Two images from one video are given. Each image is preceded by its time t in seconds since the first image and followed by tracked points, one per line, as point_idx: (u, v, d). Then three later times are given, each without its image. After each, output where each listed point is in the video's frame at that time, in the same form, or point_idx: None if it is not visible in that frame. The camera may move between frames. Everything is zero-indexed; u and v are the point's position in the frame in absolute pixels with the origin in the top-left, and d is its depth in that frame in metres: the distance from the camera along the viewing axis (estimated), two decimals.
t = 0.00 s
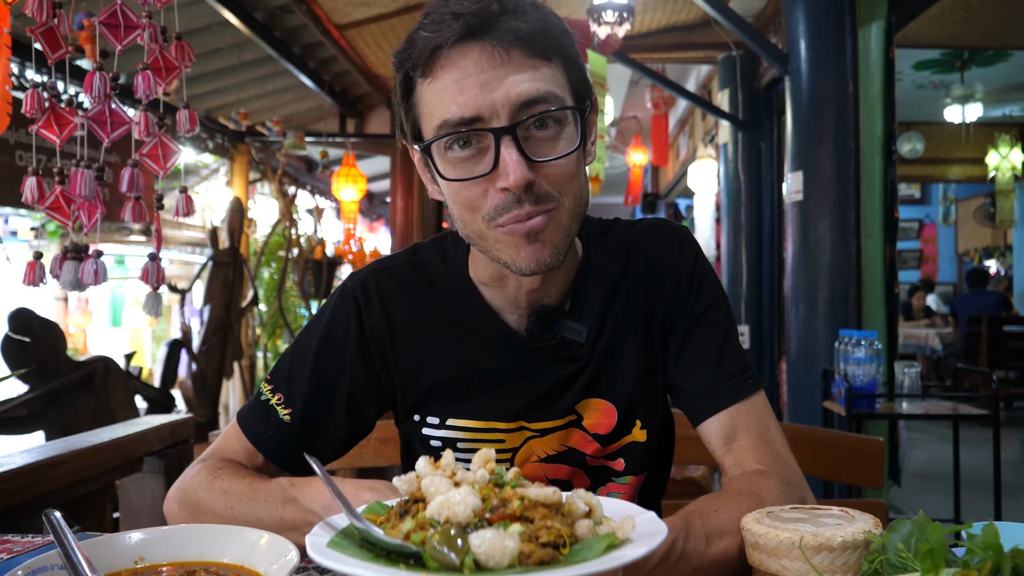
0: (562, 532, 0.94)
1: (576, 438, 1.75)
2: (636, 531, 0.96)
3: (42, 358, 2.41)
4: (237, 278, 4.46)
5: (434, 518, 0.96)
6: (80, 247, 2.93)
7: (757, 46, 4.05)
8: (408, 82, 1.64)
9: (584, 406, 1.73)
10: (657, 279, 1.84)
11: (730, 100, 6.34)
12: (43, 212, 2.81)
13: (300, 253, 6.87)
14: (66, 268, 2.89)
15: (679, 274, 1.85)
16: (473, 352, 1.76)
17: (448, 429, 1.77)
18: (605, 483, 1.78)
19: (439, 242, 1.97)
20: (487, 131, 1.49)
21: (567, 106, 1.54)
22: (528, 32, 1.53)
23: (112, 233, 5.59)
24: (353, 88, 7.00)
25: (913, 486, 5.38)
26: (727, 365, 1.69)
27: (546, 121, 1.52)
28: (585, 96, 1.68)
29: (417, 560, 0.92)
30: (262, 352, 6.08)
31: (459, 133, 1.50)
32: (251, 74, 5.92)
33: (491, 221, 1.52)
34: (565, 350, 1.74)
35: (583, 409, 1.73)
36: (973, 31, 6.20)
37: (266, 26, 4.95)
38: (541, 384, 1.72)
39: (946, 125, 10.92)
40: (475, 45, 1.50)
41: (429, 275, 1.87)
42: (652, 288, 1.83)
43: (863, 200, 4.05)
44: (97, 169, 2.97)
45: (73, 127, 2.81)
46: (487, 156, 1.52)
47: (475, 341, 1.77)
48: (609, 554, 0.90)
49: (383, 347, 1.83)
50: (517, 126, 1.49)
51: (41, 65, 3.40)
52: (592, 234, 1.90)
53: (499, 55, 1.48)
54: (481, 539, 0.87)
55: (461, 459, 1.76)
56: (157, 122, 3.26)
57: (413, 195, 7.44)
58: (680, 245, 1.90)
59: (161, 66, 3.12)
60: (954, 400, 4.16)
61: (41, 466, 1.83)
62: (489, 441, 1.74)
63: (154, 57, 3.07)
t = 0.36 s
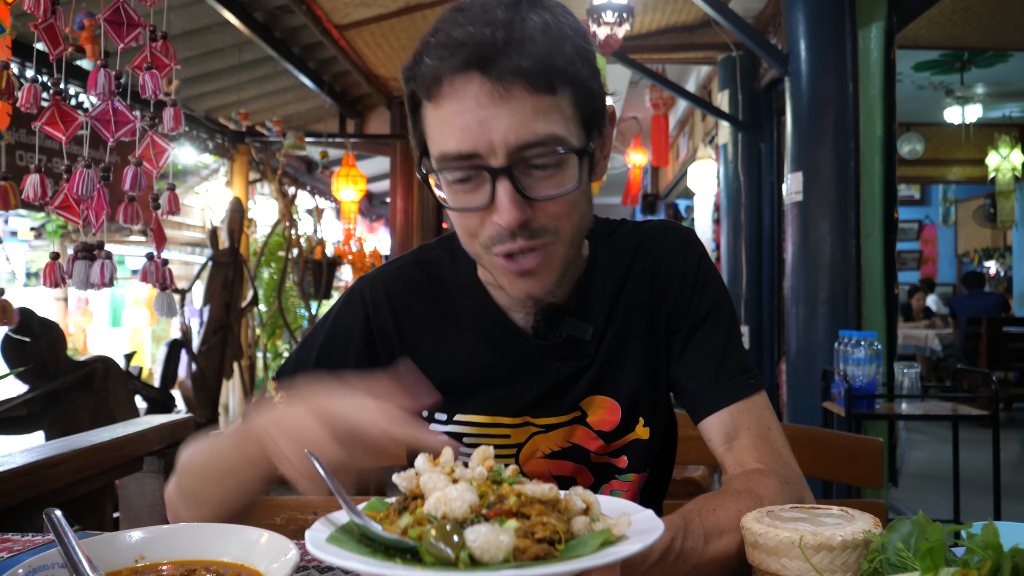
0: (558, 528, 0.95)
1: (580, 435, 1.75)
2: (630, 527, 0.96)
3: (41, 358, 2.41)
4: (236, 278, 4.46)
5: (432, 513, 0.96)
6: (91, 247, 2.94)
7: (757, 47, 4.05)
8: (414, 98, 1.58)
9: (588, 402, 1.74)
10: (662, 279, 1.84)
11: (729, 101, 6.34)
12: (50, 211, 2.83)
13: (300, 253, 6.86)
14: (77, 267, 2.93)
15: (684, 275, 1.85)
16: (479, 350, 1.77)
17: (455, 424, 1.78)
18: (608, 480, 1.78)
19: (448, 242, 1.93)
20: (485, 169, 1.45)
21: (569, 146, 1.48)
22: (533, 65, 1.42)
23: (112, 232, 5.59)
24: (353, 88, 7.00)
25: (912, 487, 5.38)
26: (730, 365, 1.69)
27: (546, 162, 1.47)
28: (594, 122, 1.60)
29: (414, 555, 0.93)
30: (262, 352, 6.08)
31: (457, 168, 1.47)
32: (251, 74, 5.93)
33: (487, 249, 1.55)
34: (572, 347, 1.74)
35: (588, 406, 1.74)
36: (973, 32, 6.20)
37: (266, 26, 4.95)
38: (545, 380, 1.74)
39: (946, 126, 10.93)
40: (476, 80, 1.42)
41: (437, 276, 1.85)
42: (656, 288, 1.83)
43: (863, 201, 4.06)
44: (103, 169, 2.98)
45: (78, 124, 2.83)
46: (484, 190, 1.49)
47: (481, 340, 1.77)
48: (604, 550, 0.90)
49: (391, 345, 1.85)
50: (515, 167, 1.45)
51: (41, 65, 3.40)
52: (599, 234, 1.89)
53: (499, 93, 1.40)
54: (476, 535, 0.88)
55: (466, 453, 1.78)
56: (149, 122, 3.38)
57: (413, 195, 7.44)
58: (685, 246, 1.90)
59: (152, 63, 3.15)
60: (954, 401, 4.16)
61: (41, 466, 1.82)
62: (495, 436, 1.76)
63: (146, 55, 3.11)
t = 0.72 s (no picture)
0: (547, 506, 0.97)
1: (583, 429, 1.75)
2: (618, 507, 0.98)
3: (39, 358, 2.41)
4: (236, 279, 4.46)
5: (423, 488, 0.98)
6: (73, 246, 2.96)
7: (755, 46, 4.04)
8: (429, 95, 1.62)
9: (592, 398, 1.75)
10: (668, 278, 1.84)
11: (728, 101, 6.34)
12: (37, 210, 2.82)
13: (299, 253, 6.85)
14: (58, 267, 2.93)
15: (689, 275, 1.85)
16: (486, 340, 1.78)
17: (459, 415, 1.78)
18: (610, 476, 1.78)
19: (462, 232, 1.97)
20: (508, 145, 1.50)
21: (586, 119, 1.54)
22: (549, 50, 1.49)
23: (111, 233, 5.58)
24: (352, 89, 7.00)
25: (911, 486, 5.38)
26: (732, 363, 1.69)
27: (565, 134, 1.52)
28: (604, 107, 1.67)
29: (404, 528, 0.96)
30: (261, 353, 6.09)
31: (480, 148, 1.51)
32: (250, 75, 5.92)
33: (511, 232, 1.54)
34: (577, 342, 1.75)
35: (592, 401, 1.75)
36: (972, 31, 6.20)
37: (265, 27, 4.96)
38: (551, 373, 1.73)
39: (945, 125, 10.94)
40: (495, 63, 1.47)
41: (453, 261, 1.89)
42: (660, 289, 1.83)
43: (861, 201, 4.05)
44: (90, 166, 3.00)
45: (70, 125, 2.82)
46: (507, 168, 1.52)
47: (488, 331, 1.78)
48: (591, 528, 0.92)
49: (400, 323, 1.83)
50: (537, 140, 1.50)
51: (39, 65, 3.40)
52: (606, 233, 1.90)
53: (520, 74, 1.46)
54: (465, 508, 0.90)
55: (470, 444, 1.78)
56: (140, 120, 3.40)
57: (412, 195, 7.44)
58: (691, 245, 1.90)
59: (145, 62, 3.15)
60: (952, 400, 4.16)
61: (40, 466, 1.82)
62: (498, 427, 1.76)
63: (139, 54, 3.11)
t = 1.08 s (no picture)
0: (542, 496, 0.97)
1: (582, 427, 1.76)
2: (614, 497, 0.98)
3: (37, 359, 2.41)
4: (233, 279, 4.45)
5: (419, 478, 0.99)
6: (63, 245, 2.94)
7: (752, 45, 4.03)
8: (430, 89, 1.60)
9: (591, 394, 1.75)
10: (667, 277, 1.84)
11: (726, 99, 6.33)
12: (25, 209, 2.82)
13: (298, 253, 6.85)
14: (49, 267, 2.92)
15: (688, 273, 1.85)
16: (485, 338, 1.78)
17: (459, 411, 1.78)
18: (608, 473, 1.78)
19: (461, 231, 1.96)
20: (503, 143, 1.49)
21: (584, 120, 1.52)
22: (548, 50, 1.46)
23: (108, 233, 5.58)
24: (349, 88, 6.99)
25: (909, 483, 5.39)
26: (730, 360, 1.69)
27: (562, 135, 1.51)
28: (604, 106, 1.65)
29: (400, 517, 0.96)
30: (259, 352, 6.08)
31: (476, 145, 1.51)
32: (247, 74, 5.91)
33: (503, 228, 1.56)
34: (576, 338, 1.75)
35: (590, 398, 1.75)
36: (969, 28, 6.21)
37: (262, 26, 4.95)
38: (550, 371, 1.74)
39: (942, 123, 10.95)
40: (494, 62, 1.45)
41: (454, 258, 1.88)
42: (658, 287, 1.83)
43: (859, 199, 4.07)
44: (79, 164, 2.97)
45: (57, 123, 2.82)
46: (501, 165, 1.52)
47: (487, 327, 1.78)
48: (586, 518, 0.92)
49: (399, 324, 1.83)
50: (533, 140, 1.49)
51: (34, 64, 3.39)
52: (605, 231, 1.90)
53: (518, 75, 1.44)
54: (460, 498, 0.91)
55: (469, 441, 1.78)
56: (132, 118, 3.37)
57: (409, 194, 7.44)
58: (691, 243, 1.90)
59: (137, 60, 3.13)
60: (951, 397, 4.16)
61: (38, 466, 1.82)
62: (497, 425, 1.76)
63: (130, 52, 3.08)
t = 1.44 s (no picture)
0: (540, 490, 0.97)
1: (580, 426, 1.75)
2: (611, 495, 0.99)
3: (36, 361, 2.41)
4: (232, 279, 4.45)
5: (419, 473, 0.99)
6: (72, 249, 2.93)
7: (751, 44, 4.03)
8: (419, 75, 1.62)
9: (590, 394, 1.75)
10: (664, 276, 1.84)
11: (725, 98, 6.33)
12: (34, 211, 2.82)
13: (297, 254, 6.84)
14: (57, 270, 2.89)
15: (686, 272, 1.85)
16: (482, 337, 1.78)
17: (457, 411, 1.78)
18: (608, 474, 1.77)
19: (457, 229, 1.97)
20: (484, 128, 1.49)
21: (567, 107, 1.51)
22: (529, 33, 1.48)
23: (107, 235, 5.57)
24: (348, 89, 6.99)
25: (909, 482, 5.39)
26: (729, 358, 1.68)
27: (543, 121, 1.50)
28: (591, 96, 1.65)
29: (400, 512, 0.96)
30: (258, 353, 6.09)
31: (458, 129, 1.50)
32: (246, 75, 5.91)
33: (485, 213, 1.55)
34: (572, 335, 1.75)
35: (588, 397, 1.75)
36: (967, 27, 6.22)
37: (260, 27, 4.95)
38: (547, 370, 1.74)
39: (940, 122, 10.96)
40: (477, 45, 1.47)
41: (452, 257, 1.89)
42: (655, 285, 1.83)
43: (857, 198, 4.08)
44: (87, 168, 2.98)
45: (64, 127, 2.81)
46: (483, 151, 1.52)
47: (483, 325, 1.79)
48: (584, 512, 0.92)
49: (398, 325, 1.83)
50: (513, 124, 1.48)
51: (33, 66, 3.39)
52: (602, 228, 1.90)
53: (499, 59, 1.46)
54: (459, 493, 0.90)
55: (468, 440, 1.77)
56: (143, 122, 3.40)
57: (408, 195, 7.44)
58: (688, 241, 1.90)
59: (145, 65, 3.15)
60: (950, 396, 4.16)
61: (37, 467, 1.82)
62: (496, 426, 1.75)
63: (139, 56, 3.10)
